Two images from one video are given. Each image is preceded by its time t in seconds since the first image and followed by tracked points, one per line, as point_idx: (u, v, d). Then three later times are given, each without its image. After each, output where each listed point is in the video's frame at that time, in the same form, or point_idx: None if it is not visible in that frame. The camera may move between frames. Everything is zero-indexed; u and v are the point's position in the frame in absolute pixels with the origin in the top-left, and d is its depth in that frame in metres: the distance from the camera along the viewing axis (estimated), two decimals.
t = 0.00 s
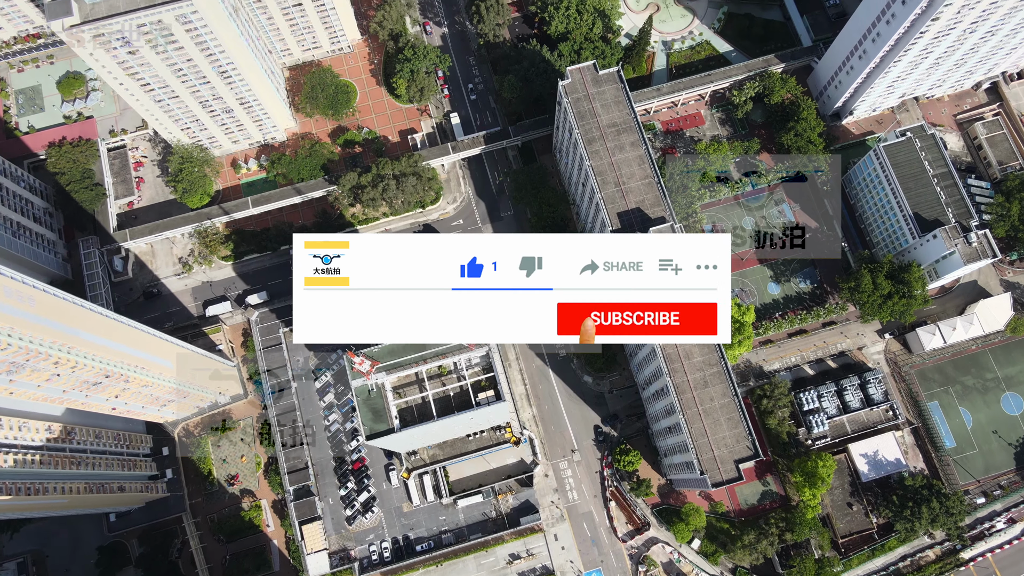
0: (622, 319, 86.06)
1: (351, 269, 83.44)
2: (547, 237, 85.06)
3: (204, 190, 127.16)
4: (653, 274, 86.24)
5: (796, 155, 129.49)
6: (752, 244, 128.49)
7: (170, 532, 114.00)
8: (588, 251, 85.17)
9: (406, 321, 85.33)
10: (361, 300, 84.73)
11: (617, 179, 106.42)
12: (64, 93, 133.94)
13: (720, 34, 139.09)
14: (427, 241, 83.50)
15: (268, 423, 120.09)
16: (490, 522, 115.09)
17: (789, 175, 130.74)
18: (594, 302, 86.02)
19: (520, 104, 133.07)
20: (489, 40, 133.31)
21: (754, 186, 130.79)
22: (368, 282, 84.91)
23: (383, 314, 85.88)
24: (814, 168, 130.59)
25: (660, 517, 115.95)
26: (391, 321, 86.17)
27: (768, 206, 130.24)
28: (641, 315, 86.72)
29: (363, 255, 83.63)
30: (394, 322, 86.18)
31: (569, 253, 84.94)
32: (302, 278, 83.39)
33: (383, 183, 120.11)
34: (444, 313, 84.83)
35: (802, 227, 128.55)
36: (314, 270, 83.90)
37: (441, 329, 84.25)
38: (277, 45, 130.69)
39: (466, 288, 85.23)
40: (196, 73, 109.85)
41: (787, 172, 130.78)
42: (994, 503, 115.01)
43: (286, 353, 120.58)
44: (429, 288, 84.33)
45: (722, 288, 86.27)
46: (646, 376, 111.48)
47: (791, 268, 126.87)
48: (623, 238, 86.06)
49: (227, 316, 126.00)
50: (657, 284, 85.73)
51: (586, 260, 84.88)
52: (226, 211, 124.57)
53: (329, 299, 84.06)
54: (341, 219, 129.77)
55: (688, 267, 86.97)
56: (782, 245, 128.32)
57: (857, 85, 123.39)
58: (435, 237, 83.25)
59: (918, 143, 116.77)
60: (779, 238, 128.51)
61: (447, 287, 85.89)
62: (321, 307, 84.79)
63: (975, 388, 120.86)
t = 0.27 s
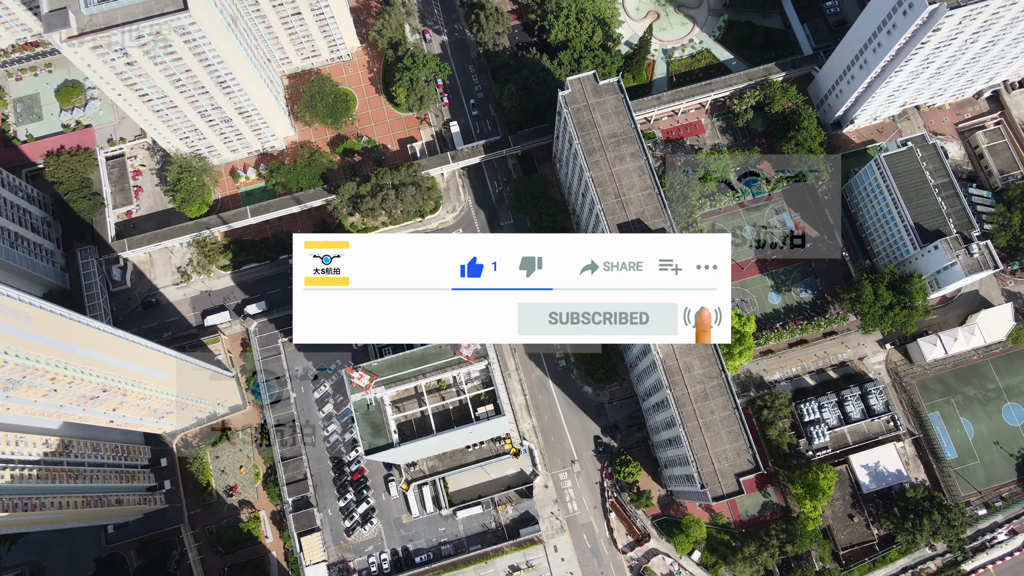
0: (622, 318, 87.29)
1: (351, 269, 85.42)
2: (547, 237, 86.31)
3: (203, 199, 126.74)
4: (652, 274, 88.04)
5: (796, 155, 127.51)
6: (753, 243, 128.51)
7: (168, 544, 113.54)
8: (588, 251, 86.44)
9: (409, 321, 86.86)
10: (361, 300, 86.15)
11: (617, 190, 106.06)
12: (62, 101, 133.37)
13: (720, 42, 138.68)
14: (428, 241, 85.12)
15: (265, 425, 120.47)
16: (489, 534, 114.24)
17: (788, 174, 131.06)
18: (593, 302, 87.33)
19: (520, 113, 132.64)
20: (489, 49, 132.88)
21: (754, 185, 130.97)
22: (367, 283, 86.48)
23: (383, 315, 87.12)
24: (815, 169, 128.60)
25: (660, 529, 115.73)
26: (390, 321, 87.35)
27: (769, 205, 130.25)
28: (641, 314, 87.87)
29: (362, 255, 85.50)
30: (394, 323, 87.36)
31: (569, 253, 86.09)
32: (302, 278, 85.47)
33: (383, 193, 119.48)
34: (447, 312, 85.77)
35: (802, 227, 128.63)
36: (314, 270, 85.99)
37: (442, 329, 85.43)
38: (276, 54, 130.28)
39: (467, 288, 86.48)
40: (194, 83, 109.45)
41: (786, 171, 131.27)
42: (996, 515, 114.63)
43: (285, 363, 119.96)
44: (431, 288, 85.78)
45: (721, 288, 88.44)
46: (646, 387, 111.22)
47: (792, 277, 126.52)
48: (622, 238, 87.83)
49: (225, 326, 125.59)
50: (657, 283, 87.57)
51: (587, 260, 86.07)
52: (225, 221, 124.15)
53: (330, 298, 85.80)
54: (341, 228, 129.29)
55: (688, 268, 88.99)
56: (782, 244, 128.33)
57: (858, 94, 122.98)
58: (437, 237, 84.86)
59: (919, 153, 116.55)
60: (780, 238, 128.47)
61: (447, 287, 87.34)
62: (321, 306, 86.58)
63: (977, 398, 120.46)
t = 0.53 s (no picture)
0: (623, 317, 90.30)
1: (351, 269, 88.80)
2: (547, 238, 89.32)
3: (202, 209, 126.34)
4: (652, 273, 91.55)
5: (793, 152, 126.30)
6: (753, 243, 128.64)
7: (167, 556, 113.03)
8: (589, 252, 89.64)
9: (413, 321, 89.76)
10: (362, 300, 89.24)
11: (617, 201, 105.68)
12: (60, 110, 132.94)
13: (721, 50, 138.29)
14: (430, 242, 88.43)
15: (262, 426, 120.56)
16: (489, 546, 113.97)
17: (788, 174, 131.13)
18: (593, 302, 90.37)
19: (520, 122, 132.28)
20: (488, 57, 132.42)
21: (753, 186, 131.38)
22: (367, 283, 89.71)
23: (385, 314, 90.19)
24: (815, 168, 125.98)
25: (661, 540, 115.46)
26: (396, 320, 90.27)
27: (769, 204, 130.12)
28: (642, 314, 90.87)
29: (362, 255, 88.98)
30: (396, 323, 90.41)
31: (569, 253, 89.11)
32: (302, 278, 88.28)
33: (382, 203, 119.03)
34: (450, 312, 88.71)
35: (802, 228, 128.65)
36: (314, 270, 88.88)
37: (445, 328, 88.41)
38: (275, 62, 129.85)
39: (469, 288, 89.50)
40: (193, 94, 109.11)
41: (786, 172, 131.33)
42: (997, 526, 114.17)
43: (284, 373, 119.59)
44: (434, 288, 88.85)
45: (721, 288, 91.27)
46: (647, 399, 110.82)
47: (792, 287, 126.07)
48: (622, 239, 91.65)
49: (224, 336, 125.20)
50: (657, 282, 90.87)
51: (587, 260, 89.20)
52: (223, 231, 123.66)
53: (331, 298, 88.78)
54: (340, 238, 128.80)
55: (687, 267, 92.26)
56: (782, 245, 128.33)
57: (858, 104, 122.60)
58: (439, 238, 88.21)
59: (920, 163, 116.24)
60: (779, 239, 128.53)
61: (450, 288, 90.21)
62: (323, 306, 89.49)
63: (978, 409, 120.03)
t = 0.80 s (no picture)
0: (621, 316, 90.40)
1: (351, 269, 89.09)
2: (547, 238, 88.89)
3: (200, 219, 125.90)
4: (652, 273, 91.44)
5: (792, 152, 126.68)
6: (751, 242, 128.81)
7: (165, 568, 112.35)
8: (589, 252, 89.42)
9: (413, 321, 90.14)
10: (362, 300, 89.16)
11: (618, 213, 105.23)
12: (58, 119, 132.49)
13: (721, 59, 137.84)
14: (430, 242, 88.37)
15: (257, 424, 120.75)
16: (489, 558, 111.42)
17: (788, 174, 129.90)
18: (594, 302, 90.35)
19: (519, 131, 131.84)
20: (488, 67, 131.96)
21: (753, 185, 130.90)
22: (368, 283, 89.85)
23: (385, 313, 90.12)
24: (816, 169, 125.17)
25: (661, 552, 115.05)
26: (395, 320, 90.44)
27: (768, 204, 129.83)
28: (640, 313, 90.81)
29: (362, 255, 89.49)
30: (396, 322, 90.49)
31: (569, 253, 88.96)
32: (302, 278, 88.38)
33: (381, 213, 118.59)
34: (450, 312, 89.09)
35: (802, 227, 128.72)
36: (314, 270, 89.19)
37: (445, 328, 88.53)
38: (274, 71, 129.32)
39: (469, 288, 89.69)
40: (191, 105, 108.71)
41: (786, 172, 130.11)
42: (999, 538, 113.65)
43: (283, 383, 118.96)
44: (434, 288, 89.03)
45: (721, 287, 91.43)
46: (647, 410, 110.43)
47: (793, 297, 125.49)
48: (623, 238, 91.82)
49: (222, 346, 124.82)
50: (656, 282, 90.93)
51: (587, 260, 89.04)
52: (222, 240, 123.12)
53: (330, 298, 88.74)
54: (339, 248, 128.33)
55: (687, 267, 92.03)
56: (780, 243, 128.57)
57: (859, 113, 122.05)
58: (439, 237, 88.05)
59: (921, 173, 115.92)
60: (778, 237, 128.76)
61: (449, 287, 90.18)
62: (322, 305, 89.37)
63: (980, 420, 119.56)
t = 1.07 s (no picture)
0: (621, 317, 90.34)
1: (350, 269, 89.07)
2: (547, 237, 88.41)
3: (199, 229, 125.46)
4: (652, 273, 91.10)
5: (790, 149, 127.53)
6: (751, 242, 128.62)
7: None
8: (589, 251, 89.11)
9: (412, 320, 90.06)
10: (361, 299, 88.72)
11: (618, 224, 104.82)
12: (57, 128, 132.08)
13: (722, 67, 137.44)
14: (429, 241, 88.18)
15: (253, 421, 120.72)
16: (488, 569, 108.76)
17: (788, 174, 128.83)
18: (594, 302, 90.17)
19: (519, 140, 131.44)
20: (488, 76, 131.56)
21: (753, 185, 130.89)
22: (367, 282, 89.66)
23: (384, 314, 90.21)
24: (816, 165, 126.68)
25: (661, 564, 114.63)
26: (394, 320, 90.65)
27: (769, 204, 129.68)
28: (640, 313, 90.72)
29: (361, 255, 89.40)
30: (394, 321, 90.62)
31: (569, 253, 88.65)
32: (302, 278, 88.17)
33: (381, 224, 118.15)
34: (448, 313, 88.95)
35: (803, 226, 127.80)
36: (314, 270, 88.87)
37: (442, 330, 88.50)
38: (273, 80, 128.91)
39: (467, 288, 89.40)
40: (190, 115, 108.38)
41: (786, 172, 128.97)
42: (1000, 550, 113.26)
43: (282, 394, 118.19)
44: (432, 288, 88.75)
45: (722, 287, 91.09)
46: (647, 422, 110.10)
47: (794, 307, 125.02)
48: (623, 238, 91.68)
49: (221, 357, 124.51)
50: (656, 282, 90.59)
51: (587, 260, 88.69)
52: (221, 250, 122.67)
53: (329, 298, 88.55)
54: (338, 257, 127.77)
55: (688, 267, 91.65)
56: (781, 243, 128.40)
57: (861, 123, 121.46)
58: (437, 237, 87.44)
59: (923, 184, 115.55)
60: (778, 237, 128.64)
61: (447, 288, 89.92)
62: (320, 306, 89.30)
63: (981, 430, 119.13)
